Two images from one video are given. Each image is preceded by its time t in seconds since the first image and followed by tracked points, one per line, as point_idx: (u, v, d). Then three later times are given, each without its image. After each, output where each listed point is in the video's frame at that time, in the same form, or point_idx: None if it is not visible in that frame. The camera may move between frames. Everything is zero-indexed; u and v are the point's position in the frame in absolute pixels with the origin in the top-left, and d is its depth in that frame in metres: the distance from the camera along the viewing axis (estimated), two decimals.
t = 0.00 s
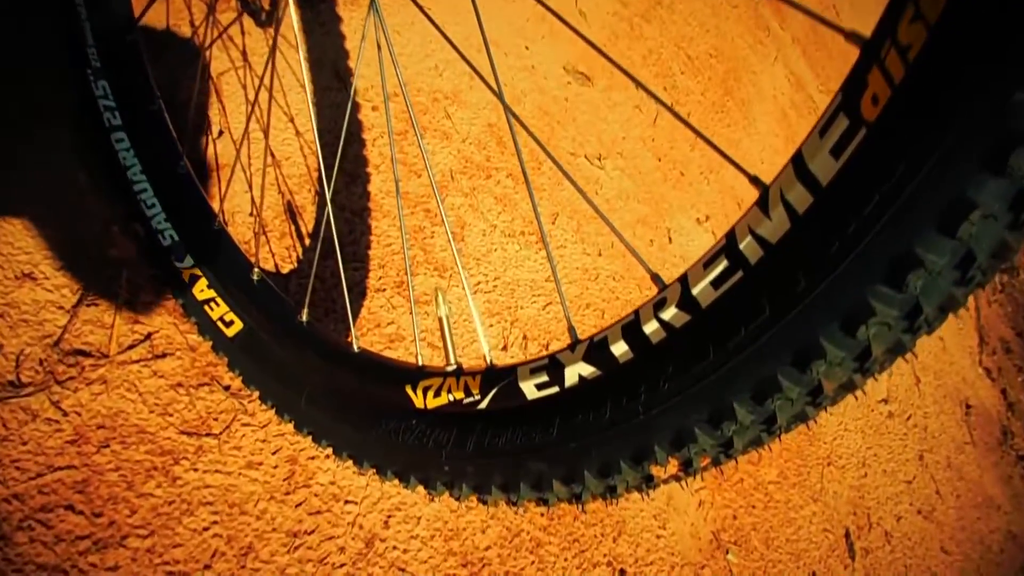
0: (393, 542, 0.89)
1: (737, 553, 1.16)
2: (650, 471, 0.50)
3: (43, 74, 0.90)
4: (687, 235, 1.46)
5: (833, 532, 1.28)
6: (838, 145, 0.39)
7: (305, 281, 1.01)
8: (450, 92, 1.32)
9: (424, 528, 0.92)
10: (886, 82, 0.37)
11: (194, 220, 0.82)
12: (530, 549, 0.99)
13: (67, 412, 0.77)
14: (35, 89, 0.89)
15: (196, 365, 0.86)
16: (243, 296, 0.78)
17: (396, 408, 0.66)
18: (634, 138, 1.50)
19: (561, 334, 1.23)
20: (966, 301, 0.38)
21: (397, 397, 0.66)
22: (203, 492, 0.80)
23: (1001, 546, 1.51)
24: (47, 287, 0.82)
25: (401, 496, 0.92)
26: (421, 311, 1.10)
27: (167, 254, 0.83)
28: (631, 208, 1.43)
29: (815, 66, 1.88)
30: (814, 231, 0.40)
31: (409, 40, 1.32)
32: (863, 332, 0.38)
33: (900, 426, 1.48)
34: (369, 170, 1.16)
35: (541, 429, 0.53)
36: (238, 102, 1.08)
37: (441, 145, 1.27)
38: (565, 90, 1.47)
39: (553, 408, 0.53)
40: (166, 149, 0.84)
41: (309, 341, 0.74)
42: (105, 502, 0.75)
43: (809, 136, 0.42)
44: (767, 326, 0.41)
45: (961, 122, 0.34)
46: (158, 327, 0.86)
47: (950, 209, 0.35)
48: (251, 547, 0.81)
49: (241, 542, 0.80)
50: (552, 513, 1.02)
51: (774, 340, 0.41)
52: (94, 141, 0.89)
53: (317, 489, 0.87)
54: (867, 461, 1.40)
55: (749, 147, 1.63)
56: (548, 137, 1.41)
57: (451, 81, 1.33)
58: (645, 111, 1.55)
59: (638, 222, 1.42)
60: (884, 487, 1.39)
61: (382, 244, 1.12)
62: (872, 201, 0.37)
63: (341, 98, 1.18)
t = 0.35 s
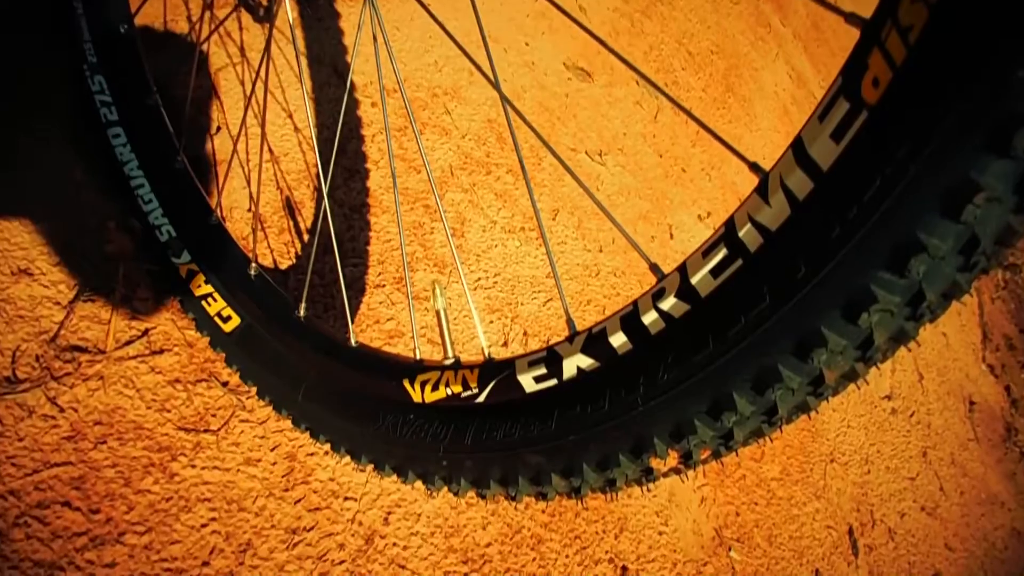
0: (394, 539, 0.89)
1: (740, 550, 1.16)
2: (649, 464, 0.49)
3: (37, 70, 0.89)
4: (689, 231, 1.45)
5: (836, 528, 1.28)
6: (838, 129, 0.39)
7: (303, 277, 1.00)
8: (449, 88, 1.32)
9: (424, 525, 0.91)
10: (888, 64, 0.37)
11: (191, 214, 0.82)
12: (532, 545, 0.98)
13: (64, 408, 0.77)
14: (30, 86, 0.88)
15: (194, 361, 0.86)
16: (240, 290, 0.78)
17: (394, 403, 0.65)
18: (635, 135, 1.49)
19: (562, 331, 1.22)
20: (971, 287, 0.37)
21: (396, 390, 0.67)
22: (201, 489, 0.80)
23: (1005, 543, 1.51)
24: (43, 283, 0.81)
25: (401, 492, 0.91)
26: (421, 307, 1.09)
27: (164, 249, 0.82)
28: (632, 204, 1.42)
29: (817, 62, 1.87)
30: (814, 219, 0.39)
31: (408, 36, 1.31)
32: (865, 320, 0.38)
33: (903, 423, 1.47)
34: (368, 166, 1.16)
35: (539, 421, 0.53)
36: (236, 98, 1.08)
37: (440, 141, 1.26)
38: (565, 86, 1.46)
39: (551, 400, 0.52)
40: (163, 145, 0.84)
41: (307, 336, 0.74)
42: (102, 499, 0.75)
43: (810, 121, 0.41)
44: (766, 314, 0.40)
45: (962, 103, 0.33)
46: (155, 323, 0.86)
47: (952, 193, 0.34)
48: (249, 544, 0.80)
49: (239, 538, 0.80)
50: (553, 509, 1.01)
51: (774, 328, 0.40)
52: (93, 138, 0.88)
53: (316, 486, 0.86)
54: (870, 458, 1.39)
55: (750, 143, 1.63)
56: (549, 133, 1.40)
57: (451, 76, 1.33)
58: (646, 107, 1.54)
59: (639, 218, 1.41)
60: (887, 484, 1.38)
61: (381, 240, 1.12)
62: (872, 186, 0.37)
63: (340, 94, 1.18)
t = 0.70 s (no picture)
0: (395, 536, 0.88)
1: (744, 548, 1.15)
2: (652, 457, 0.48)
3: (39, 66, 0.89)
4: (692, 228, 1.45)
5: (841, 526, 1.27)
6: (842, 115, 0.38)
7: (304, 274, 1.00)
8: (451, 84, 1.31)
9: (426, 521, 0.91)
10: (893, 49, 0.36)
11: (191, 210, 0.82)
12: (534, 542, 0.98)
13: (64, 404, 0.77)
14: (31, 82, 0.88)
15: (195, 358, 0.85)
16: (241, 285, 0.77)
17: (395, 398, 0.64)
18: (638, 131, 1.49)
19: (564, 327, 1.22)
20: (978, 275, 0.36)
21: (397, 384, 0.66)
22: (202, 485, 0.80)
23: (1011, 541, 1.50)
24: (43, 279, 0.81)
25: (403, 489, 0.91)
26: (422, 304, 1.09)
27: (164, 245, 0.82)
28: (635, 200, 1.41)
29: (820, 59, 1.87)
30: (818, 207, 0.38)
31: (409, 32, 1.30)
32: (870, 309, 0.37)
33: (907, 421, 1.47)
34: (369, 162, 1.15)
35: (541, 415, 0.52)
36: (237, 94, 1.07)
37: (442, 137, 1.26)
38: (567, 83, 1.46)
39: (553, 393, 0.52)
40: (163, 141, 0.83)
41: (307, 331, 0.73)
42: (102, 495, 0.74)
43: (814, 107, 0.40)
44: (770, 304, 0.40)
45: (969, 85, 0.33)
46: (156, 319, 0.85)
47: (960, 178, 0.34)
48: (250, 540, 0.80)
49: (240, 535, 0.79)
50: (556, 506, 1.01)
51: (777, 318, 0.40)
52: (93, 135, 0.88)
53: (317, 482, 0.86)
54: (875, 455, 1.38)
55: (754, 140, 1.62)
56: (552, 129, 1.39)
57: (452, 72, 1.32)
58: (648, 104, 1.54)
59: (642, 215, 1.40)
60: (892, 482, 1.37)
61: (382, 236, 1.12)
62: (878, 172, 0.36)
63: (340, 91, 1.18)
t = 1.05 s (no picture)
0: (395, 533, 0.88)
1: (746, 546, 1.14)
2: (652, 452, 0.48)
3: (39, 60, 0.89)
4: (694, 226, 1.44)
5: (843, 525, 1.26)
6: (846, 103, 0.37)
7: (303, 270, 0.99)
8: (452, 81, 1.30)
9: (426, 518, 0.90)
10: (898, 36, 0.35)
11: (190, 205, 0.81)
12: (535, 540, 0.97)
13: (62, 399, 0.76)
14: (31, 77, 0.88)
15: (194, 354, 0.85)
16: (240, 279, 0.77)
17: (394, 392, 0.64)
18: (640, 129, 1.48)
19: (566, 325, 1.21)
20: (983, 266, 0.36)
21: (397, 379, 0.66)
22: (201, 481, 0.79)
23: (1013, 540, 1.49)
24: (41, 274, 0.80)
25: (403, 486, 0.90)
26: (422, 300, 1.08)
27: (163, 240, 0.81)
28: (638, 197, 1.40)
29: (822, 58, 1.86)
30: (821, 197, 0.38)
31: (410, 29, 1.30)
32: (874, 300, 0.37)
33: (910, 420, 1.46)
34: (369, 158, 1.15)
35: (541, 409, 0.51)
36: (237, 89, 1.07)
37: (443, 134, 1.25)
38: (569, 80, 1.45)
39: (552, 387, 0.51)
40: (162, 135, 0.82)
41: (306, 326, 0.73)
42: (100, 491, 0.74)
43: (817, 95, 0.40)
44: (772, 296, 0.39)
45: (976, 70, 0.32)
46: (154, 315, 0.85)
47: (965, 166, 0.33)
48: (249, 537, 0.79)
49: (239, 532, 0.79)
50: (556, 504, 1.00)
51: (779, 309, 0.39)
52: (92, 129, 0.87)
53: (317, 479, 0.86)
54: (878, 454, 1.38)
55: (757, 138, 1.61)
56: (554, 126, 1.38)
57: (454, 69, 1.32)
58: (651, 101, 1.53)
59: (644, 213, 1.39)
60: (894, 481, 1.36)
61: (383, 232, 1.11)
62: (882, 161, 0.35)
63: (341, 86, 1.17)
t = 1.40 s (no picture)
0: (393, 531, 0.88)
1: (746, 545, 1.14)
2: (649, 449, 0.47)
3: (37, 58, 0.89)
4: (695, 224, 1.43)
5: (844, 524, 1.26)
6: (845, 95, 0.37)
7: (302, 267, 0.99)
8: (452, 79, 1.30)
9: (425, 517, 0.90)
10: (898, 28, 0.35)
11: (188, 201, 0.81)
12: (534, 539, 0.97)
13: (59, 396, 0.76)
14: (29, 75, 0.87)
15: (192, 351, 0.85)
16: (239, 276, 0.77)
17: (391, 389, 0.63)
18: (640, 127, 1.48)
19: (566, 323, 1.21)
20: (984, 259, 0.35)
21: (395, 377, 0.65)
22: (198, 479, 0.79)
23: (1015, 540, 1.49)
24: (39, 271, 0.80)
25: (402, 484, 0.90)
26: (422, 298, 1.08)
27: (161, 237, 0.81)
28: (638, 196, 1.39)
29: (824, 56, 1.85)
30: (820, 190, 0.37)
31: (410, 26, 1.30)
32: (873, 293, 0.36)
33: (912, 419, 1.45)
34: (369, 156, 1.15)
35: (538, 406, 0.51)
36: (236, 87, 1.07)
37: (443, 132, 1.25)
38: (569, 78, 1.45)
39: (550, 384, 0.51)
40: (160, 131, 0.82)
41: (305, 323, 0.72)
42: (97, 488, 0.74)
43: (815, 88, 0.39)
44: (770, 290, 0.39)
45: (976, 60, 0.31)
46: (152, 312, 0.85)
47: (965, 157, 0.33)
48: (247, 535, 0.79)
49: (236, 530, 0.79)
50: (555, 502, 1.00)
51: (778, 304, 0.39)
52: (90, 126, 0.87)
53: (315, 477, 0.85)
54: (879, 453, 1.37)
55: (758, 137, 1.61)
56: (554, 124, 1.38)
57: (453, 67, 1.31)
58: (651, 99, 1.53)
59: (644, 211, 1.38)
60: (896, 480, 1.36)
61: (382, 230, 1.11)
62: (881, 153, 0.35)
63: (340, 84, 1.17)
